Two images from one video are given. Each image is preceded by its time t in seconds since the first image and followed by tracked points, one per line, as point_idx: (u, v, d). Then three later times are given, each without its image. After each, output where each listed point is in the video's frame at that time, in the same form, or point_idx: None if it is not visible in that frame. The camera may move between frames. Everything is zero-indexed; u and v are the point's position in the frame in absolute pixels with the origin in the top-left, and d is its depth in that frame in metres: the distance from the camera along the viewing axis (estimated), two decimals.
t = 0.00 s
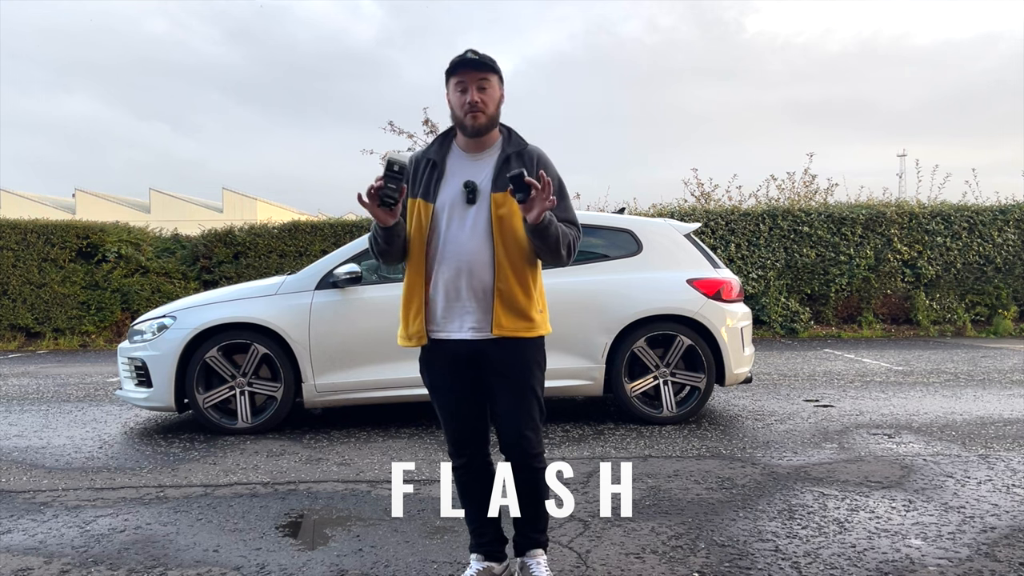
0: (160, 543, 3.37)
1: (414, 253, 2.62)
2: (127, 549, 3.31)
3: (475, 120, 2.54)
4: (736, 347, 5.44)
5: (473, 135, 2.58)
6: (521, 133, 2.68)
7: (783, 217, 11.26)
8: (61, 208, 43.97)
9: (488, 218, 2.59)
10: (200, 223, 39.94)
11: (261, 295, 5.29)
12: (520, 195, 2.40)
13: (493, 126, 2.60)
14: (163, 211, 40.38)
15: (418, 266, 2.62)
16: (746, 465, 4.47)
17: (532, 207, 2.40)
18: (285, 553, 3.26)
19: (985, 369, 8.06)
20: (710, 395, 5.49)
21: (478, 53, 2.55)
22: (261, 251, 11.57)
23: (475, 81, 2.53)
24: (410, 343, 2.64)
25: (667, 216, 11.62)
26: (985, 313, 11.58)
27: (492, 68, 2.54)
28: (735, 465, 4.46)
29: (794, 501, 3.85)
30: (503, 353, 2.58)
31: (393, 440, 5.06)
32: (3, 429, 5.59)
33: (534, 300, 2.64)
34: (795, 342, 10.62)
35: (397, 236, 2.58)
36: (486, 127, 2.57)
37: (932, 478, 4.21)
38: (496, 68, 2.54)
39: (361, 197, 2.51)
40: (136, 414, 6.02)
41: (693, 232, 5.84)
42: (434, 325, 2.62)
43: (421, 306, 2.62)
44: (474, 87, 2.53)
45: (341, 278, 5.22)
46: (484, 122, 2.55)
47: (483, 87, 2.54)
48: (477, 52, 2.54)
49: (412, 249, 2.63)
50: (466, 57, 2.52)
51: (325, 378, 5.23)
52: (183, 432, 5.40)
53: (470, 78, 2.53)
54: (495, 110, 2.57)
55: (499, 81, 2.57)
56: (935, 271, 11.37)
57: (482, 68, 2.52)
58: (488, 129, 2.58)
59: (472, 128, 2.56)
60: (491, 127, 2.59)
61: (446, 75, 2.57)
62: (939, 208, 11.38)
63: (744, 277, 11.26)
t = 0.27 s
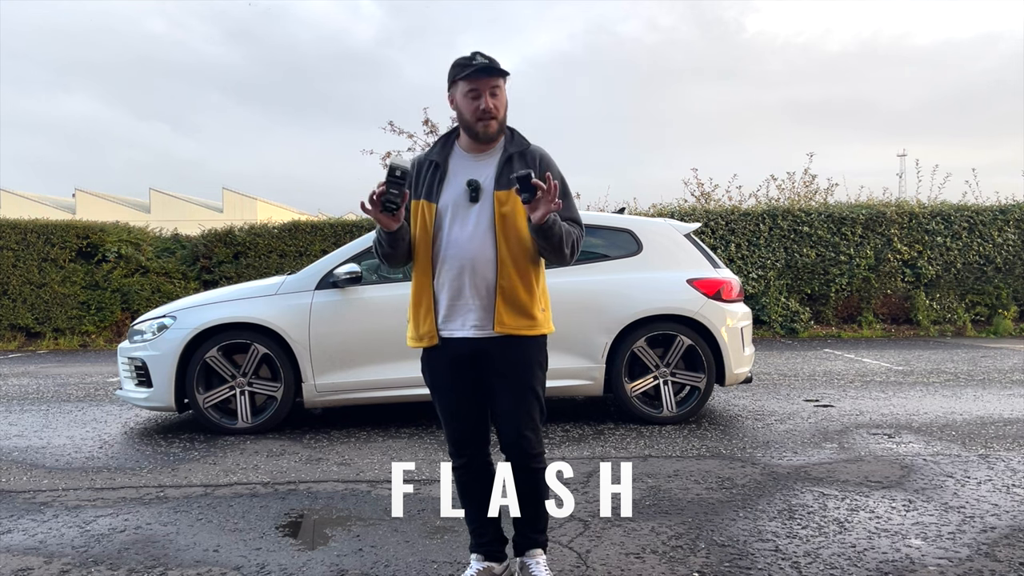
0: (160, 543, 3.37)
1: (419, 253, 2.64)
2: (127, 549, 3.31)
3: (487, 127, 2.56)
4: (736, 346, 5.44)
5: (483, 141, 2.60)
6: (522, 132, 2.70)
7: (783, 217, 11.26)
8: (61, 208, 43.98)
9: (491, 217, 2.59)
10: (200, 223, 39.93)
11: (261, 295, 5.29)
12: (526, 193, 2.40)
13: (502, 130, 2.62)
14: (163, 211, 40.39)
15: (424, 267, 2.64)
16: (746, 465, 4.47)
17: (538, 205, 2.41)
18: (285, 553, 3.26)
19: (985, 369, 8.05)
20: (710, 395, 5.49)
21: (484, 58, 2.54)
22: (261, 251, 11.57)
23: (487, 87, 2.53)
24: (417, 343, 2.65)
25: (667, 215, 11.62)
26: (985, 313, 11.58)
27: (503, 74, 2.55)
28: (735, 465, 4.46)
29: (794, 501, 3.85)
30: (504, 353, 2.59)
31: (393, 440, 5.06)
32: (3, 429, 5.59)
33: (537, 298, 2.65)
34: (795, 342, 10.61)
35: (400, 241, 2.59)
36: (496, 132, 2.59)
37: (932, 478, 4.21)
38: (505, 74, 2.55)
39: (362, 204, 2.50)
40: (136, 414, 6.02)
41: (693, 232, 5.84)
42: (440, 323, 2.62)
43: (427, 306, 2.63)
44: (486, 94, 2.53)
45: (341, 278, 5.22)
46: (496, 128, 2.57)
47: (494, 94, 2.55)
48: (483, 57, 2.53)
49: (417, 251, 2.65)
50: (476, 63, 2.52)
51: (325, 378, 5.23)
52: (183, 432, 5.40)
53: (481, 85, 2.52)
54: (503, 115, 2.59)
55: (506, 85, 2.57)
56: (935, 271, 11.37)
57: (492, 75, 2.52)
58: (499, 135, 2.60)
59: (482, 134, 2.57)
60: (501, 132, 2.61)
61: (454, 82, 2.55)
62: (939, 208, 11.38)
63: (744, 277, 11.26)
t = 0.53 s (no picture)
0: (160, 543, 3.37)
1: (422, 253, 2.64)
2: (127, 549, 3.31)
3: (468, 129, 2.56)
4: (736, 346, 5.44)
5: (470, 142, 2.60)
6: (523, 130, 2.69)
7: (783, 217, 11.26)
8: (61, 208, 43.98)
9: (494, 215, 2.59)
10: (200, 223, 39.92)
11: (261, 295, 5.29)
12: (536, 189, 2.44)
13: (491, 129, 2.60)
14: (163, 211, 40.40)
15: (428, 267, 2.64)
16: (746, 465, 4.46)
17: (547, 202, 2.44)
18: (285, 553, 3.26)
19: (985, 369, 8.05)
20: (710, 395, 5.49)
21: (465, 59, 2.52)
22: (261, 251, 11.57)
23: (465, 89, 2.52)
24: (423, 343, 2.65)
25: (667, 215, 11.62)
26: (985, 313, 11.58)
27: (486, 74, 2.52)
28: (735, 465, 4.46)
29: (794, 501, 3.85)
30: (508, 352, 2.59)
31: (393, 440, 5.06)
32: (3, 429, 5.59)
33: (541, 296, 2.65)
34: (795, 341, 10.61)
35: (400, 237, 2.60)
36: (479, 133, 2.58)
37: (932, 478, 4.21)
38: (487, 74, 2.51)
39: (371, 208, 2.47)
40: (136, 414, 6.02)
41: (693, 232, 5.84)
42: (444, 323, 2.62)
43: (432, 306, 2.63)
44: (465, 96, 2.53)
45: (341, 278, 5.22)
46: (477, 129, 2.56)
47: (474, 96, 2.53)
48: (463, 58, 2.52)
49: (419, 250, 2.65)
50: (455, 64, 2.52)
51: (325, 378, 5.23)
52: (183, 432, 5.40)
53: (458, 86, 2.52)
54: (487, 114, 2.56)
55: (489, 84, 2.54)
56: (935, 271, 11.37)
57: (467, 76, 2.50)
58: (482, 135, 2.59)
59: (464, 135, 2.58)
60: (486, 133, 2.59)
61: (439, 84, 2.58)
62: (939, 208, 11.38)
63: (744, 277, 11.26)
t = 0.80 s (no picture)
0: (160, 543, 3.37)
1: (423, 254, 2.64)
2: (127, 549, 3.31)
3: (465, 128, 2.56)
4: (736, 346, 5.44)
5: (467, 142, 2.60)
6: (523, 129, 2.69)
7: (783, 216, 11.26)
8: (61, 208, 43.98)
9: (494, 216, 2.60)
10: (200, 223, 39.92)
11: (261, 295, 5.29)
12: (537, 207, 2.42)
13: (490, 129, 2.60)
14: (163, 211, 40.41)
15: (428, 267, 2.64)
16: (746, 465, 4.46)
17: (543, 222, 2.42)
18: (285, 553, 3.26)
19: (985, 369, 8.05)
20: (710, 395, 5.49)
21: (462, 59, 2.52)
22: (261, 251, 11.57)
23: (462, 89, 2.53)
24: (425, 343, 2.65)
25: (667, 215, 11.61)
26: (985, 313, 11.58)
27: (484, 73, 2.53)
28: (735, 465, 4.46)
29: (794, 500, 3.85)
30: (509, 352, 2.59)
31: (393, 440, 5.06)
32: (3, 429, 5.59)
33: (542, 296, 2.64)
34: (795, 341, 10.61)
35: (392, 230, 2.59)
36: (477, 133, 2.57)
37: (932, 478, 4.21)
38: (484, 73, 2.52)
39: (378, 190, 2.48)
40: (136, 414, 6.02)
41: (693, 232, 5.84)
42: (444, 324, 2.63)
43: (433, 307, 2.63)
44: (461, 96, 2.53)
45: (341, 278, 5.22)
46: (475, 128, 2.56)
47: (471, 95, 2.53)
48: (461, 58, 2.52)
49: (420, 250, 2.66)
50: (451, 63, 2.52)
51: (325, 378, 5.23)
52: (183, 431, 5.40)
53: (454, 86, 2.53)
54: (482, 115, 2.56)
55: (484, 84, 2.54)
56: (935, 271, 11.37)
57: (463, 75, 2.50)
58: (479, 135, 2.58)
59: (461, 135, 2.58)
60: (484, 132, 2.58)
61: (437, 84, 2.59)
62: (939, 208, 11.38)
63: (744, 277, 11.26)
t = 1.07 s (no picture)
0: (160, 543, 3.37)
1: (427, 253, 2.64)
2: (127, 549, 3.31)
3: (475, 124, 2.56)
4: (736, 346, 5.44)
5: (476, 138, 2.60)
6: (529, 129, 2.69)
7: (783, 216, 11.25)
8: (61, 208, 43.98)
9: (498, 216, 2.59)
10: (200, 223, 39.90)
11: (261, 295, 5.29)
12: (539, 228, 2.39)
13: (499, 124, 2.61)
14: (163, 211, 40.42)
15: (431, 266, 2.64)
16: (745, 465, 4.46)
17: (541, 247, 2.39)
18: (285, 553, 3.26)
19: (985, 369, 8.05)
20: (710, 395, 5.49)
21: (467, 55, 2.52)
22: (261, 251, 11.57)
23: (470, 85, 2.52)
24: (426, 341, 2.66)
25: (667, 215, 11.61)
26: (984, 313, 11.58)
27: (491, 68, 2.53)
28: (735, 465, 4.46)
29: (794, 500, 3.85)
30: (512, 351, 2.59)
31: (393, 440, 5.06)
32: (3, 428, 5.59)
33: (545, 297, 2.64)
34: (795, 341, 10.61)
35: (393, 213, 2.58)
36: (489, 127, 2.58)
37: (932, 478, 4.21)
38: (492, 67, 2.52)
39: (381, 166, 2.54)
40: (136, 414, 6.02)
41: (693, 232, 5.84)
42: (447, 323, 2.63)
43: (434, 305, 2.64)
44: (470, 92, 2.53)
45: (341, 278, 5.22)
46: (485, 124, 2.56)
47: (480, 91, 2.53)
48: (466, 55, 2.51)
49: (422, 248, 2.66)
50: (457, 62, 2.52)
51: (325, 378, 5.23)
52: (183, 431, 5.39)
53: (463, 83, 2.52)
54: (494, 108, 2.57)
55: (494, 77, 2.54)
56: (935, 271, 11.37)
57: (472, 72, 2.50)
58: (490, 129, 2.59)
59: (473, 132, 2.58)
60: (494, 126, 2.59)
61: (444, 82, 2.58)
62: (939, 208, 11.38)
63: (744, 277, 11.26)
